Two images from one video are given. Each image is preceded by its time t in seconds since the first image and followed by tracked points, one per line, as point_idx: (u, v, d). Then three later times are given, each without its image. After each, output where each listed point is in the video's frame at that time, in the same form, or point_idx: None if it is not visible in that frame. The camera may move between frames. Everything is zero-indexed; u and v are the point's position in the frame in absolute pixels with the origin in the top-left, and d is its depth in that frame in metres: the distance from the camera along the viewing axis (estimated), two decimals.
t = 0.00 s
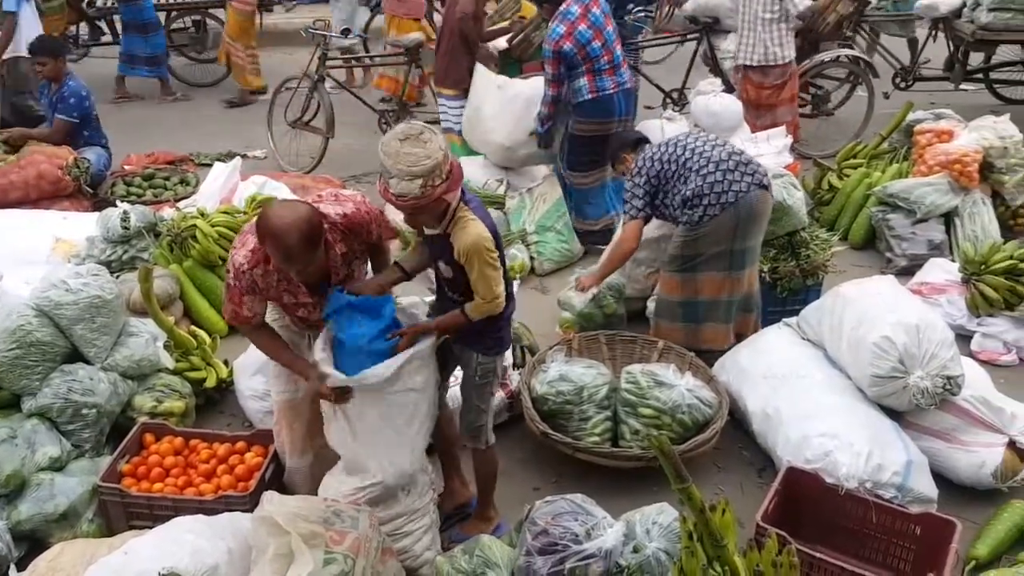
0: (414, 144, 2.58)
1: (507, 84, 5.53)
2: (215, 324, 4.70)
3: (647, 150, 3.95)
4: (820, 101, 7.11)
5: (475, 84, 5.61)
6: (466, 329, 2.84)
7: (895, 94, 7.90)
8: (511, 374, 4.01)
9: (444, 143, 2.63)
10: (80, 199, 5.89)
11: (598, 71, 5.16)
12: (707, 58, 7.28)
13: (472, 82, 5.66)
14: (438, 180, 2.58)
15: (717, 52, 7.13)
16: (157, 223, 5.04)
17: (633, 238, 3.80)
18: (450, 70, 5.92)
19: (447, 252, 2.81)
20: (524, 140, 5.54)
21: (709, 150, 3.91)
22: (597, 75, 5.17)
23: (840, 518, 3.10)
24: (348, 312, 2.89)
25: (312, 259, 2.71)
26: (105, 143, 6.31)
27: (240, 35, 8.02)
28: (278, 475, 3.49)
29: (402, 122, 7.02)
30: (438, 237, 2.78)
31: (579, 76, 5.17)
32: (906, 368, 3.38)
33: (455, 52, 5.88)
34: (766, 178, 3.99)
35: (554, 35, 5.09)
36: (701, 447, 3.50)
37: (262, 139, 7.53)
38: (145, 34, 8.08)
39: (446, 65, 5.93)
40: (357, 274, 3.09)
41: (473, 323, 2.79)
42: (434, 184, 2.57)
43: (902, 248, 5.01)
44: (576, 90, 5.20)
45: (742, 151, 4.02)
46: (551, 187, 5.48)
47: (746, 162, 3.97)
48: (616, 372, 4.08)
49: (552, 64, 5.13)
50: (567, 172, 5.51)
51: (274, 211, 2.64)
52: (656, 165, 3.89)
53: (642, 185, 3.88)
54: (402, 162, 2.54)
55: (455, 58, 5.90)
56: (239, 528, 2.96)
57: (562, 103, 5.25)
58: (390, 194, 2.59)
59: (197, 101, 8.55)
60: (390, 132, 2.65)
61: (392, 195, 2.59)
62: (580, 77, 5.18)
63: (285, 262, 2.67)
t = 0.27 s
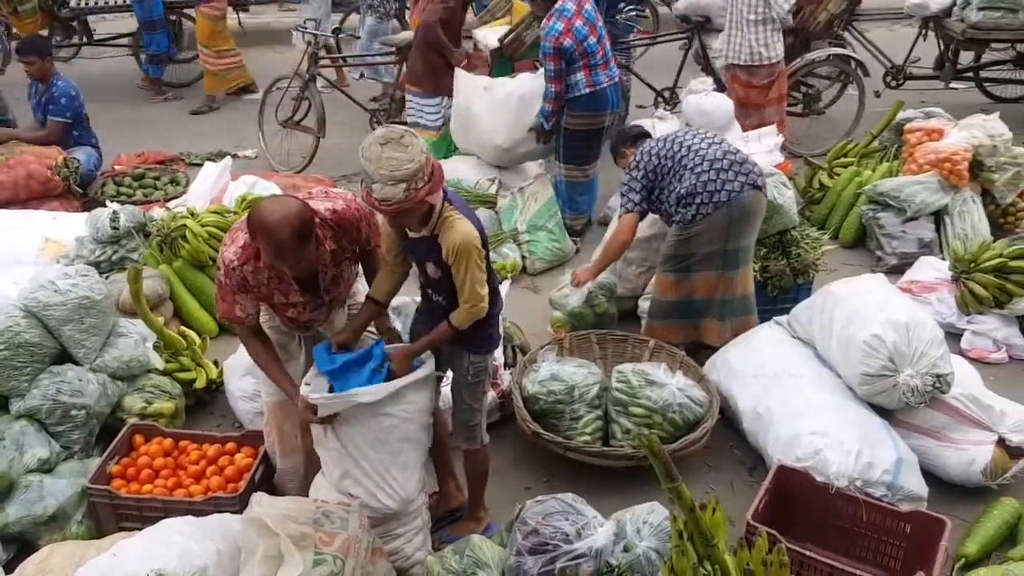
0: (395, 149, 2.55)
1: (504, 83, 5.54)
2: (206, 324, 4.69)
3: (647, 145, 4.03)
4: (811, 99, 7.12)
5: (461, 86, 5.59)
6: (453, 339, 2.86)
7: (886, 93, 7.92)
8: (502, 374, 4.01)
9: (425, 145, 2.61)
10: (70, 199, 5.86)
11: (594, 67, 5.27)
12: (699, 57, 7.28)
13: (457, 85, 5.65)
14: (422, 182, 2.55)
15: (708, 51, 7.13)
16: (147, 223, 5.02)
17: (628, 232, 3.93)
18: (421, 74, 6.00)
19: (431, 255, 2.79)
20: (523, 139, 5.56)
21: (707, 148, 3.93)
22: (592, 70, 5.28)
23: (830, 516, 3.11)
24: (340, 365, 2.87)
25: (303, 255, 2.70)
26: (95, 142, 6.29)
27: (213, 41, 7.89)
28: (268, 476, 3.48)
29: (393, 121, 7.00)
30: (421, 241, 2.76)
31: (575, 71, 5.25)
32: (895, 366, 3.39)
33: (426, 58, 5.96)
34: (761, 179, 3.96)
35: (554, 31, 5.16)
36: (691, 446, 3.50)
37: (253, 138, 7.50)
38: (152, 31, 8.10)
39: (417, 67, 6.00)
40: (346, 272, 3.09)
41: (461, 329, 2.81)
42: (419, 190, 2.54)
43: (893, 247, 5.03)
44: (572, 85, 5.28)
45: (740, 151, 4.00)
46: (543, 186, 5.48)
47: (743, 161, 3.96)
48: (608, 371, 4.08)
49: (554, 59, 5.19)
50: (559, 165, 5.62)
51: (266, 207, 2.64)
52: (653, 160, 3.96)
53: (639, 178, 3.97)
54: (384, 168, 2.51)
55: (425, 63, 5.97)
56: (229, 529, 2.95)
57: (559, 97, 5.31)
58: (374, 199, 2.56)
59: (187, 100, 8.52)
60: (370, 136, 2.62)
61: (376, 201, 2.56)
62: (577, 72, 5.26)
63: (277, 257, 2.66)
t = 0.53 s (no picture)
0: (377, 154, 2.52)
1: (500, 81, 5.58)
2: (191, 324, 4.69)
3: (644, 135, 4.01)
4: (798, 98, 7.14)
5: (445, 87, 5.61)
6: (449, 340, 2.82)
7: (872, 91, 7.95)
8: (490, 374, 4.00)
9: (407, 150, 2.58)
10: (54, 199, 5.82)
11: (593, 60, 5.31)
12: (686, 56, 7.29)
13: (439, 87, 5.63)
14: (405, 188, 2.53)
15: (696, 50, 7.15)
16: (132, 223, 4.98)
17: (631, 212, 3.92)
18: (393, 75, 5.88)
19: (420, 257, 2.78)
20: (519, 134, 5.56)
21: (699, 145, 3.93)
22: (590, 63, 5.32)
23: (816, 514, 3.11)
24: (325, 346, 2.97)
25: (294, 251, 2.69)
26: (81, 142, 6.24)
27: (178, 42, 7.80)
28: (254, 478, 3.46)
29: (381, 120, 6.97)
30: (409, 244, 2.74)
31: (574, 62, 5.27)
32: (881, 363, 3.40)
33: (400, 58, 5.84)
34: (751, 180, 3.95)
35: (557, 22, 5.17)
36: (679, 445, 3.50)
37: (240, 137, 7.46)
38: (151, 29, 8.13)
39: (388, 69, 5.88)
40: (335, 271, 3.06)
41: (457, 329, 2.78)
42: (403, 196, 2.53)
43: (879, 244, 5.05)
44: (571, 77, 5.29)
45: (733, 150, 3.98)
46: (531, 185, 5.46)
47: (735, 161, 3.94)
48: (595, 370, 4.08)
49: (556, 49, 5.18)
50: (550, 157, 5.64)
51: (257, 203, 2.62)
52: (648, 150, 3.96)
53: (632, 169, 3.97)
54: (367, 174, 2.48)
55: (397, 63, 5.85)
56: (214, 531, 2.93)
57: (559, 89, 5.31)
58: (357, 205, 2.54)
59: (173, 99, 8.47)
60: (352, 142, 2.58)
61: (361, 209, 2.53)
62: (576, 64, 5.28)
63: (269, 251, 2.65)
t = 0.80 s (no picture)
0: (363, 183, 2.50)
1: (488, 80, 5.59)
2: (173, 326, 4.66)
3: (644, 129, 4.06)
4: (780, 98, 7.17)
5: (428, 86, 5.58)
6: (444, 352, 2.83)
7: (853, 91, 8.01)
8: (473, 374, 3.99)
9: (393, 176, 2.57)
10: (34, 200, 5.76)
11: (581, 58, 5.40)
12: (669, 56, 7.31)
13: (422, 87, 5.61)
14: (391, 216, 2.51)
15: (679, 50, 7.17)
16: (112, 225, 4.94)
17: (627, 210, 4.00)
18: (372, 76, 5.97)
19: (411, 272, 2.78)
20: (508, 131, 5.59)
21: (690, 148, 3.92)
22: (578, 60, 5.41)
23: (798, 513, 3.13)
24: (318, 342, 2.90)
25: (279, 250, 2.70)
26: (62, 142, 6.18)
27: (131, 49, 7.69)
28: (236, 480, 3.44)
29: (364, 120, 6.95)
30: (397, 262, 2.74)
31: (563, 59, 5.36)
32: (862, 362, 3.42)
33: (379, 58, 5.92)
34: (739, 188, 3.93)
35: (548, 19, 5.26)
36: (662, 445, 3.51)
37: (222, 138, 7.42)
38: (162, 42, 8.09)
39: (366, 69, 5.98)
40: (320, 272, 3.06)
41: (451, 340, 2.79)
42: (392, 224, 2.52)
43: (860, 244, 5.08)
44: (560, 74, 5.39)
45: (724, 154, 3.95)
46: (514, 185, 5.42)
47: (724, 166, 3.92)
48: (579, 370, 4.08)
49: (547, 46, 5.27)
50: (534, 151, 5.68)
51: (240, 202, 2.62)
52: (642, 146, 4.01)
53: (627, 166, 4.04)
54: (352, 204, 2.48)
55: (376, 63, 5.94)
56: (195, 535, 2.91)
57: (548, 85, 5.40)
58: (343, 233, 2.53)
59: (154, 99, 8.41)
60: (338, 167, 2.57)
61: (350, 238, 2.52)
62: (565, 61, 5.37)
63: (254, 250, 2.66)
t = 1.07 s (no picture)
0: (340, 204, 2.44)
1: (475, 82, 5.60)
2: (158, 331, 4.61)
3: (646, 129, 4.12)
4: (766, 98, 7.20)
5: (415, 91, 5.60)
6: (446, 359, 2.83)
7: (838, 91, 8.06)
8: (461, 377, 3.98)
9: (372, 197, 2.49)
10: (18, 206, 5.72)
11: (569, 58, 5.46)
12: (654, 57, 7.33)
13: (408, 93, 5.62)
14: (365, 238, 2.47)
15: (665, 51, 7.19)
16: (97, 229, 4.92)
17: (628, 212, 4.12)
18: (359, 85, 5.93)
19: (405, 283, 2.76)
20: (496, 132, 5.59)
21: (684, 152, 3.93)
22: (565, 60, 5.47)
23: (786, 512, 3.14)
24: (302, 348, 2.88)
25: (262, 246, 2.71)
26: (48, 147, 6.15)
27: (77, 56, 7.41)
28: (223, 485, 3.42)
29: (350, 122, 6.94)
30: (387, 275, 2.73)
31: (552, 60, 5.40)
32: (847, 361, 3.44)
33: (364, 66, 5.90)
34: (730, 197, 3.93)
35: (535, 23, 5.28)
36: (650, 445, 3.51)
37: (208, 141, 7.39)
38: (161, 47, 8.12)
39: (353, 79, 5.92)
40: (306, 269, 3.04)
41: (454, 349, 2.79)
42: (369, 246, 2.48)
43: (845, 243, 5.11)
44: (548, 75, 5.44)
45: (718, 161, 3.94)
46: (501, 187, 5.47)
47: (716, 172, 3.91)
48: (567, 372, 4.08)
49: (536, 49, 5.30)
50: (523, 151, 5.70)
51: (219, 201, 2.62)
52: (641, 146, 4.07)
53: (626, 164, 4.12)
54: (326, 224, 2.43)
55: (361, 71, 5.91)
56: (181, 541, 2.89)
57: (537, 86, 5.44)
58: (320, 251, 2.50)
59: (140, 103, 8.37)
60: (319, 183, 2.50)
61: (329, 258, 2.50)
62: (553, 62, 5.42)
63: (235, 249, 2.67)
